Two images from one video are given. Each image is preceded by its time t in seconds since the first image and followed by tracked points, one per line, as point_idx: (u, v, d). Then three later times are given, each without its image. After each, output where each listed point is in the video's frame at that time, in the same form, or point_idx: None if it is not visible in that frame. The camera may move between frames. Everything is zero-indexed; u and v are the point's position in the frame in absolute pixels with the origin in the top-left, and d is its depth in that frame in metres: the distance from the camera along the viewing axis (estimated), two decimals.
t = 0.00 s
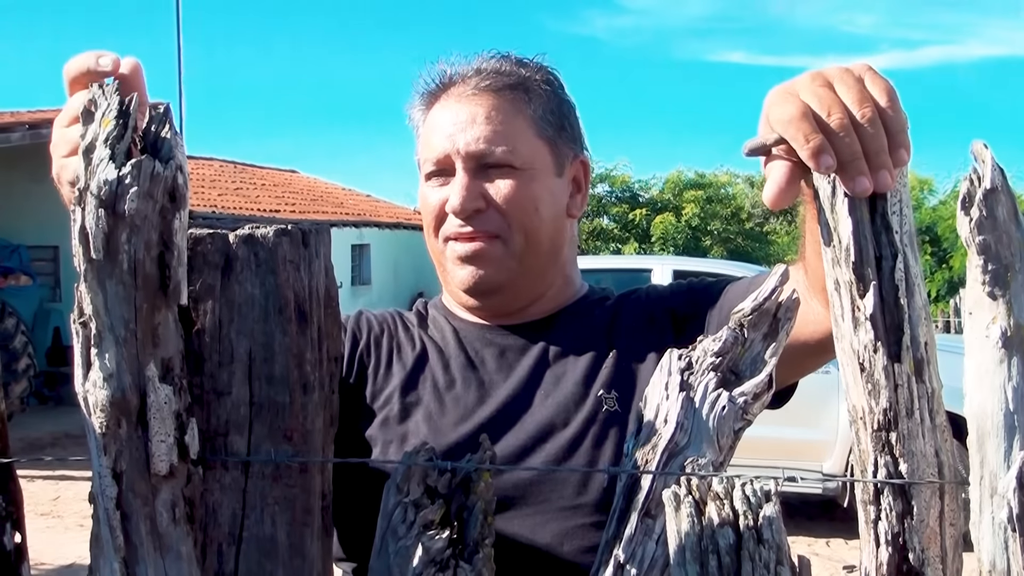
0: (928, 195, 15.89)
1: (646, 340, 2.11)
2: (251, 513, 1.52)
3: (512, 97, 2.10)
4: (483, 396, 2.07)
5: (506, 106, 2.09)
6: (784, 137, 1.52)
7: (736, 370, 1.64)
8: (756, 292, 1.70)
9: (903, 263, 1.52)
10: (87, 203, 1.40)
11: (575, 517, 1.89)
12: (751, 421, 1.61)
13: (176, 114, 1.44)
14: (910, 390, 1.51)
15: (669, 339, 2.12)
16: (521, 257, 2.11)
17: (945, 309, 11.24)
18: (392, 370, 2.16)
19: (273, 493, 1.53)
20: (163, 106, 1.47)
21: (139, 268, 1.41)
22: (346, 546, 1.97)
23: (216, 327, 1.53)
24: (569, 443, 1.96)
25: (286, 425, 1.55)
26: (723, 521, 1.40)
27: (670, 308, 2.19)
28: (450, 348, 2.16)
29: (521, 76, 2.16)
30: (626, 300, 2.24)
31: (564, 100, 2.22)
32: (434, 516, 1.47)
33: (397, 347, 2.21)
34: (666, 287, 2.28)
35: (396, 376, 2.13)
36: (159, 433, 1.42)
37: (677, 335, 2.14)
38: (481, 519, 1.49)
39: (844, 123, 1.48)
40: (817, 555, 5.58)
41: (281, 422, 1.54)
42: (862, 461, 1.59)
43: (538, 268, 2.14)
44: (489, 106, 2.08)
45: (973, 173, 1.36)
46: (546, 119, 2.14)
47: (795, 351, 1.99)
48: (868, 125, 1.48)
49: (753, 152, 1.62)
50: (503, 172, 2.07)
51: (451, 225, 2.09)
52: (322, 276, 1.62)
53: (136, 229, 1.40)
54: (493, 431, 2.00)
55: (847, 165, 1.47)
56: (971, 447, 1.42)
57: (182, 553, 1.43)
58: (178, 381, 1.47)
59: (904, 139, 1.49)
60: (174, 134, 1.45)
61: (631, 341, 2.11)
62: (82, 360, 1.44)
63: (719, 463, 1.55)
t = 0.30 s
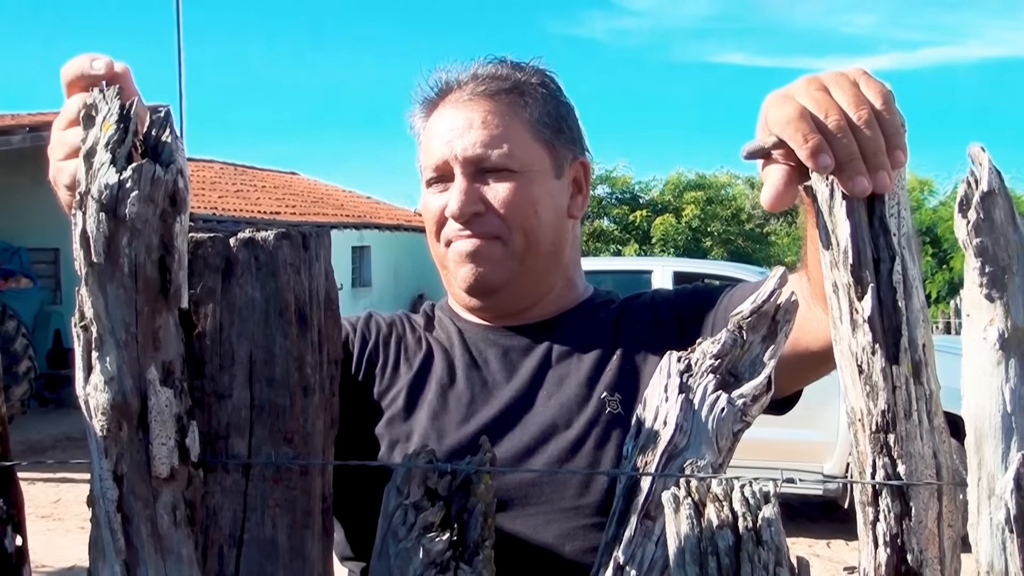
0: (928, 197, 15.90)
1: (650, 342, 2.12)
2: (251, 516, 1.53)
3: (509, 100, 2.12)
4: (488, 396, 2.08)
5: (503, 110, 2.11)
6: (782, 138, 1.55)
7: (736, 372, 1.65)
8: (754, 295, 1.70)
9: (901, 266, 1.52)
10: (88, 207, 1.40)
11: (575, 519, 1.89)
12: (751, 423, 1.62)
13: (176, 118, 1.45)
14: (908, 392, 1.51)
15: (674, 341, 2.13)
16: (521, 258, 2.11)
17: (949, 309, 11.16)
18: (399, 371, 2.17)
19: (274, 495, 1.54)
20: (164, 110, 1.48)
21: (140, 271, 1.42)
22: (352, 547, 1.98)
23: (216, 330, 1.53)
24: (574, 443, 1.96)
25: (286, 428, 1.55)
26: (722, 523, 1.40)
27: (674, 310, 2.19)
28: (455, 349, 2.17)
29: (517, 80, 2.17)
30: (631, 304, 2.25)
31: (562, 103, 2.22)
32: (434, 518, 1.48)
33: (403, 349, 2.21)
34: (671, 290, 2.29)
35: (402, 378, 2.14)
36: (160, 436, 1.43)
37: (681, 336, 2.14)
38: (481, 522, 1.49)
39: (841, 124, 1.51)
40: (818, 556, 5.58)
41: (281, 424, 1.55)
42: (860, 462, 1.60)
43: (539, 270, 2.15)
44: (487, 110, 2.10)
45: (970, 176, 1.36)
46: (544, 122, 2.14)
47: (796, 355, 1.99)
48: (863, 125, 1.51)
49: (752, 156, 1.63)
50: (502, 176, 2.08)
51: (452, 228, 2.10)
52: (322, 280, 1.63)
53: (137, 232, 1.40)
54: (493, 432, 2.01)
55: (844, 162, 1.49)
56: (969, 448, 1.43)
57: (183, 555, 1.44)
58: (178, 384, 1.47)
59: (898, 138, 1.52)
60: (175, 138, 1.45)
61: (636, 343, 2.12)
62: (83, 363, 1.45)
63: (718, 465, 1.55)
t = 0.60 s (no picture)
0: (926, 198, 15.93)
1: (649, 343, 2.13)
2: (251, 515, 1.53)
3: (503, 105, 2.12)
4: (486, 397, 2.09)
5: (497, 115, 2.11)
6: (777, 138, 1.56)
7: (732, 372, 1.66)
8: (750, 295, 1.71)
9: (896, 265, 1.53)
10: (88, 209, 1.42)
11: (574, 518, 1.90)
12: (747, 423, 1.63)
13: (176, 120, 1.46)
14: (904, 392, 1.52)
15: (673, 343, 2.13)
16: (519, 263, 2.13)
17: (947, 310, 11.13)
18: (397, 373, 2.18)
19: (273, 495, 1.54)
20: (163, 113, 1.49)
21: (140, 273, 1.42)
22: (351, 548, 1.99)
23: (217, 330, 1.54)
24: (572, 444, 1.97)
25: (287, 428, 1.56)
26: (719, 522, 1.41)
27: (673, 312, 2.20)
28: (453, 350, 2.18)
29: (511, 83, 2.18)
30: (631, 306, 2.26)
31: (556, 105, 2.22)
32: (432, 518, 1.49)
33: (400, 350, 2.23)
34: (670, 292, 2.30)
35: (400, 380, 2.15)
36: (160, 436, 1.44)
37: (679, 337, 2.15)
38: (479, 522, 1.50)
39: (836, 124, 1.52)
40: (816, 557, 5.59)
41: (281, 424, 1.56)
42: (856, 461, 1.61)
43: (537, 274, 2.16)
44: (481, 116, 2.10)
45: (965, 176, 1.37)
46: (539, 125, 2.14)
47: (789, 358, 2.00)
48: (859, 126, 1.52)
49: (749, 157, 1.65)
50: (498, 182, 2.08)
51: (448, 235, 2.11)
52: (323, 280, 1.64)
53: (137, 234, 1.41)
54: (493, 433, 2.02)
55: (840, 164, 1.50)
56: (964, 447, 1.44)
57: (183, 555, 1.44)
58: (178, 384, 1.48)
59: (894, 137, 1.53)
60: (174, 140, 1.46)
61: (636, 345, 2.13)
62: (83, 364, 1.46)
63: (714, 464, 1.57)
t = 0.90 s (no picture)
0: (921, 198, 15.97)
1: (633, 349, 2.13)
2: (249, 516, 1.53)
3: (480, 108, 2.12)
4: (471, 402, 2.09)
5: (474, 119, 2.11)
6: (772, 137, 1.56)
7: (727, 372, 1.67)
8: (745, 295, 1.71)
9: (890, 265, 1.54)
10: (85, 210, 1.42)
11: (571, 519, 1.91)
12: (743, 422, 1.64)
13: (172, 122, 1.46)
14: (899, 391, 1.53)
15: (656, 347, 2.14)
16: (499, 268, 2.13)
17: (943, 311, 11.14)
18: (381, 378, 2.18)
19: (270, 496, 1.54)
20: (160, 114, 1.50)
21: (136, 274, 1.43)
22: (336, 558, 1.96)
23: (214, 330, 1.55)
24: (558, 450, 1.98)
25: (284, 428, 1.56)
26: (714, 522, 1.42)
27: (655, 314, 2.22)
28: (436, 355, 2.18)
29: (488, 86, 2.18)
30: (611, 308, 2.27)
31: (534, 107, 2.22)
32: (429, 518, 1.49)
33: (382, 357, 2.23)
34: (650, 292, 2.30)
35: (385, 386, 2.15)
36: (157, 437, 1.44)
37: (662, 340, 2.17)
38: (475, 522, 1.52)
39: (831, 124, 1.53)
40: (813, 557, 5.60)
41: (278, 424, 1.56)
42: (851, 460, 1.62)
43: (517, 279, 2.17)
44: (458, 120, 2.10)
45: (958, 176, 1.38)
46: (516, 128, 2.15)
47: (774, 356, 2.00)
48: (854, 127, 1.53)
49: (744, 157, 1.65)
50: (475, 186, 2.09)
51: (427, 240, 2.12)
52: (320, 281, 1.64)
53: (133, 235, 1.41)
54: (489, 434, 2.02)
55: (833, 164, 1.51)
56: (959, 446, 1.44)
57: (181, 555, 1.45)
58: (175, 385, 1.48)
59: (890, 138, 1.53)
60: (171, 142, 1.47)
61: (620, 350, 2.13)
62: (81, 364, 1.46)
63: (709, 464, 1.58)
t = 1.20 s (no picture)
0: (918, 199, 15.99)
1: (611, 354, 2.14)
2: (250, 516, 1.54)
3: (446, 119, 2.14)
4: (448, 408, 2.10)
5: (441, 130, 2.12)
6: (770, 138, 1.57)
7: (725, 373, 1.67)
8: (743, 298, 1.74)
9: (887, 266, 1.55)
10: (86, 213, 1.43)
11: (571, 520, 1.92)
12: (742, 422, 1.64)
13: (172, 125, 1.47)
14: (896, 391, 1.54)
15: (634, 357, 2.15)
16: (473, 278, 2.15)
17: (940, 311, 11.18)
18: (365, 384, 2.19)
19: (272, 496, 1.55)
20: (159, 119, 1.51)
21: (137, 276, 1.43)
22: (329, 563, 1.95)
23: (215, 332, 1.56)
24: (535, 455, 1.98)
25: (285, 429, 1.57)
26: (714, 523, 1.42)
27: (633, 320, 2.23)
28: (414, 362, 2.19)
29: (454, 95, 2.20)
30: (589, 313, 2.27)
31: (501, 114, 2.24)
32: (428, 520, 1.49)
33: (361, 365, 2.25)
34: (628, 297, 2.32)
35: (364, 393, 2.17)
36: (158, 438, 1.45)
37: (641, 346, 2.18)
38: (475, 523, 1.52)
39: (828, 125, 1.54)
40: (811, 558, 5.61)
41: (279, 425, 1.57)
42: (850, 460, 1.63)
43: (492, 287, 2.18)
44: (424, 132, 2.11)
45: (954, 176, 1.39)
46: (484, 137, 2.16)
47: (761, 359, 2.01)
48: (851, 128, 1.54)
49: (742, 159, 1.66)
50: (444, 197, 2.10)
51: (399, 253, 2.13)
52: (320, 283, 1.65)
53: (134, 238, 1.42)
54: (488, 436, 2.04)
55: (830, 166, 1.52)
56: (956, 446, 1.45)
57: (181, 556, 1.46)
58: (176, 387, 1.49)
59: (887, 140, 1.55)
60: (171, 145, 1.48)
61: (597, 356, 2.13)
62: (84, 367, 1.46)
63: (708, 464, 1.58)
